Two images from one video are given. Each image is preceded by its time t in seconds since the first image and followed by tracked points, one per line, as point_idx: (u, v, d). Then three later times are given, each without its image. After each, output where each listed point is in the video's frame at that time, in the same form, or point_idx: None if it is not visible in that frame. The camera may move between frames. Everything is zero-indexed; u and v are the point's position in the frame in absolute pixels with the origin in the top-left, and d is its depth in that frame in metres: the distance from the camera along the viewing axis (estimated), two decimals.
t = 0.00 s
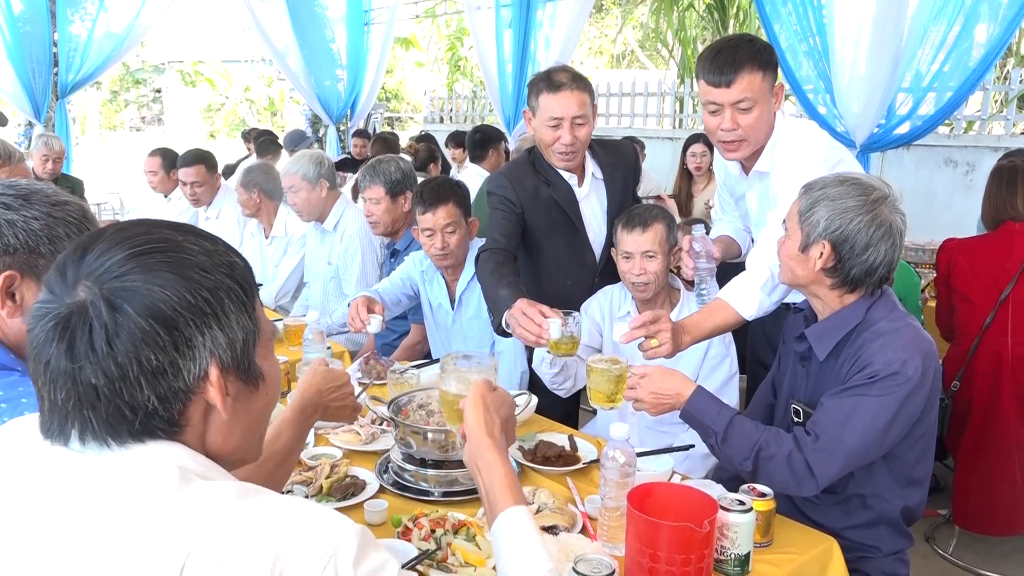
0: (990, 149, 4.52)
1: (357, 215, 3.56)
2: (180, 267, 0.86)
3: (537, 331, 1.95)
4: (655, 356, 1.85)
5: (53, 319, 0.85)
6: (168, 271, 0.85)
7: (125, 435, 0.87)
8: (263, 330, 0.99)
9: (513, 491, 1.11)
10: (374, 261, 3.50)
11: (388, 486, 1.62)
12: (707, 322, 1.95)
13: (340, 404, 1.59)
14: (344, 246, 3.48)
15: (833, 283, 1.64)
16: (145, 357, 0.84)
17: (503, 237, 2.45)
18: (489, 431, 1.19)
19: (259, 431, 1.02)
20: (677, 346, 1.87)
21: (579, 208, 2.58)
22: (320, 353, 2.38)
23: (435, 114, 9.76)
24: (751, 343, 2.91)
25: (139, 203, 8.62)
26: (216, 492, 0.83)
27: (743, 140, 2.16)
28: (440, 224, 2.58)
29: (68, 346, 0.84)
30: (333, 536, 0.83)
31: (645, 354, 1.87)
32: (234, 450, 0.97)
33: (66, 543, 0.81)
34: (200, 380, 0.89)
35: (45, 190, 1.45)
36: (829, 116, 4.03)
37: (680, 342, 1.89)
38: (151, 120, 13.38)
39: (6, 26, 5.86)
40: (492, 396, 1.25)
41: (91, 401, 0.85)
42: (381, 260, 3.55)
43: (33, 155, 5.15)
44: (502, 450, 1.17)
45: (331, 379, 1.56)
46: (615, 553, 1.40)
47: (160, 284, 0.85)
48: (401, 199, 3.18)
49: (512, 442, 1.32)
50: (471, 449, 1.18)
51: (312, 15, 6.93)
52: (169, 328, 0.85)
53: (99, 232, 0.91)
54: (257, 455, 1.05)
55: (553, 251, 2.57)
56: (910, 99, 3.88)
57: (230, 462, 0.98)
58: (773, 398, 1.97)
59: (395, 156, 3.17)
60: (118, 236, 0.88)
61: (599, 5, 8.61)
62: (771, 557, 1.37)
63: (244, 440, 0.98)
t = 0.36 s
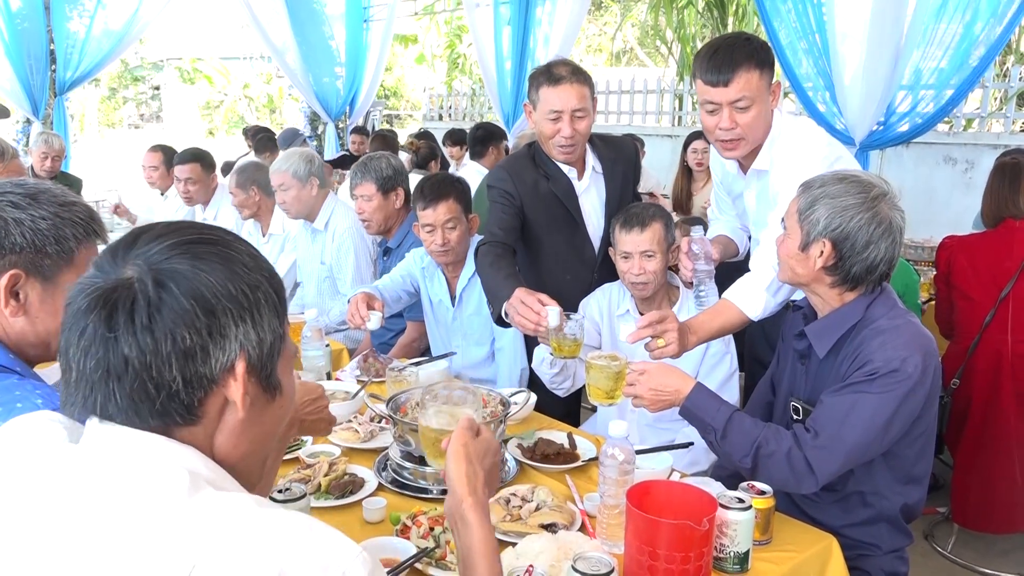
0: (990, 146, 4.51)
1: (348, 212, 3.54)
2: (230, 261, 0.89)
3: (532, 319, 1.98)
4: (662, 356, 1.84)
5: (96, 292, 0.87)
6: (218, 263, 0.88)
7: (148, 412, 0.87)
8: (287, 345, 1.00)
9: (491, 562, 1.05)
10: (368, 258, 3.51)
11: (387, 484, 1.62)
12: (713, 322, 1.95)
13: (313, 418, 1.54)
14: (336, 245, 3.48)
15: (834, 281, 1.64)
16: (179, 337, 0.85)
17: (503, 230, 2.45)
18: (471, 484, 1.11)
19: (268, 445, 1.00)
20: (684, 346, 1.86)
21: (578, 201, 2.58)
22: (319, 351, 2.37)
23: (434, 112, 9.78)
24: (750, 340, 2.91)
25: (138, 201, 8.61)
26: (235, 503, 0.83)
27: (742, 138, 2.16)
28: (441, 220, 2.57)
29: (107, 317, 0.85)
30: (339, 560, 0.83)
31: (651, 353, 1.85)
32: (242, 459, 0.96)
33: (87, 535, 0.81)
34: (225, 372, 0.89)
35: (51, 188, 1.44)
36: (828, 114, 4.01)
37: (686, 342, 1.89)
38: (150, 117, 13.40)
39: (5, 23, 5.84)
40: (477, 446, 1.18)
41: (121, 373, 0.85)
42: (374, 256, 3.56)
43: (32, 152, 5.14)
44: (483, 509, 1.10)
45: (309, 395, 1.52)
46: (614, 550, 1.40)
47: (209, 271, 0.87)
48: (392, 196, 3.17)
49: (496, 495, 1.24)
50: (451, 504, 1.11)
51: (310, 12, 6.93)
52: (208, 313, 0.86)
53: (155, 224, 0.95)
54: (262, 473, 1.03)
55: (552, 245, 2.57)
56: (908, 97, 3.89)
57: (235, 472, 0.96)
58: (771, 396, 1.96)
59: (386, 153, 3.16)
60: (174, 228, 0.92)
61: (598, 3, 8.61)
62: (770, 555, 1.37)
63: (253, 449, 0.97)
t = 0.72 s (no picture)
0: (989, 141, 4.50)
1: (341, 206, 3.57)
2: (261, 260, 0.91)
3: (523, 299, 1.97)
4: (675, 356, 1.83)
5: (129, 280, 0.88)
6: (250, 260, 0.90)
7: (170, 401, 0.87)
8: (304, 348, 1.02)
9: None
10: (361, 251, 3.56)
11: (384, 478, 1.61)
12: (724, 321, 1.95)
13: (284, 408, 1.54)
14: (331, 238, 3.51)
15: (835, 278, 1.63)
16: (207, 329, 0.86)
17: (506, 219, 2.46)
18: (439, 545, 1.07)
19: (279, 446, 1.01)
20: (695, 344, 1.86)
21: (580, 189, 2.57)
22: (317, 344, 2.36)
23: (432, 107, 9.49)
24: (749, 335, 2.91)
25: (135, 196, 8.60)
26: (245, 506, 0.81)
27: (742, 135, 2.15)
28: (443, 212, 2.57)
29: (138, 305, 0.86)
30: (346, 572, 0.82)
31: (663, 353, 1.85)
32: (252, 460, 0.96)
33: (103, 532, 0.79)
34: (247, 367, 0.90)
35: (53, 185, 1.42)
36: (827, 109, 3.99)
37: (698, 341, 1.88)
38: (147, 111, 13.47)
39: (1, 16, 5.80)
40: (450, 495, 1.13)
41: (146, 361, 0.86)
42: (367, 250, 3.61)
43: (29, 145, 5.11)
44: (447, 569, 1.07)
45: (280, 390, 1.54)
46: (612, 546, 1.39)
47: (241, 266, 0.89)
48: (383, 192, 3.15)
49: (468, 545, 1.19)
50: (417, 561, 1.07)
51: (309, 6, 6.88)
52: (237, 308, 0.87)
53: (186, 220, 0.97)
54: (267, 479, 1.03)
55: (555, 234, 2.56)
56: (907, 91, 3.88)
57: (243, 473, 0.96)
58: (770, 391, 1.96)
59: (373, 148, 3.13)
60: (207, 225, 0.94)
61: None
62: (768, 550, 1.37)
63: (264, 452, 0.98)
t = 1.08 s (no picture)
0: (987, 140, 4.50)
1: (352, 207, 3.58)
2: (274, 262, 0.91)
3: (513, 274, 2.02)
4: (678, 345, 1.85)
5: (141, 276, 0.87)
6: (263, 261, 0.90)
7: (177, 399, 0.86)
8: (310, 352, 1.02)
9: None
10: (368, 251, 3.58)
11: (381, 477, 1.61)
12: (729, 314, 1.94)
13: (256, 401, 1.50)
14: (340, 234, 3.52)
15: (831, 276, 1.63)
16: (216, 326, 0.85)
17: (516, 208, 2.52)
18: (414, 564, 1.06)
19: (284, 449, 1.00)
20: (700, 335, 1.86)
21: (593, 182, 2.60)
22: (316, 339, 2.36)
23: (432, 105, 9.48)
24: (749, 334, 2.90)
25: (133, 194, 8.58)
26: (251, 509, 0.81)
27: (738, 127, 2.14)
28: (447, 208, 2.56)
29: (149, 301, 0.86)
30: None
31: (667, 343, 1.86)
32: (257, 462, 0.96)
33: (113, 530, 0.79)
34: (255, 368, 0.89)
35: (51, 182, 1.41)
36: (826, 108, 3.98)
37: (703, 333, 1.89)
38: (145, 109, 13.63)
39: None
40: (432, 512, 1.12)
41: (156, 358, 0.85)
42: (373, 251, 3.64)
43: (27, 142, 5.10)
44: None
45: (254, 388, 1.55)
46: (610, 545, 1.38)
47: (254, 266, 0.89)
48: (381, 190, 3.13)
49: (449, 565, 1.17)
50: None
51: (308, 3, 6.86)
52: (248, 307, 0.87)
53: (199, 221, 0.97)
54: (269, 483, 1.02)
55: (564, 225, 2.59)
56: (906, 90, 3.88)
57: (247, 475, 0.96)
58: (769, 391, 1.96)
59: (370, 147, 3.11)
60: (220, 225, 0.94)
61: None
62: (766, 549, 1.37)
63: (269, 454, 0.97)
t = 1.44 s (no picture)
0: (986, 138, 4.51)
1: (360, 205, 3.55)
2: (276, 259, 0.91)
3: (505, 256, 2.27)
4: (683, 343, 1.84)
5: (145, 275, 0.88)
6: (265, 258, 0.90)
7: (182, 398, 0.87)
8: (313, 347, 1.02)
9: None
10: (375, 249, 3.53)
11: (381, 475, 1.61)
12: (735, 311, 1.95)
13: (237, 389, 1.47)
14: (346, 230, 3.49)
15: (832, 273, 1.63)
16: (220, 325, 0.86)
17: (535, 198, 2.69)
18: None
19: (288, 445, 1.00)
20: (704, 334, 1.86)
21: (614, 178, 2.74)
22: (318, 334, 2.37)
23: (431, 103, 9.52)
24: (749, 332, 2.90)
25: (132, 194, 8.58)
26: (259, 508, 0.81)
27: (735, 120, 2.13)
28: (454, 206, 2.56)
29: (153, 300, 0.86)
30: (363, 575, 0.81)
31: (672, 340, 1.86)
32: (261, 459, 0.96)
33: (116, 531, 0.79)
34: (258, 366, 0.89)
35: (61, 183, 1.42)
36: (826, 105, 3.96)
37: (707, 330, 1.89)
38: (144, 108, 13.76)
39: None
40: (420, 537, 1.09)
41: (160, 357, 0.86)
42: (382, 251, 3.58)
43: (27, 142, 5.10)
44: None
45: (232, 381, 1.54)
46: (609, 543, 1.38)
47: (255, 264, 0.89)
48: (387, 188, 3.14)
49: None
50: None
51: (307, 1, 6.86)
52: (251, 306, 0.87)
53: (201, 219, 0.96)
54: (273, 481, 1.02)
55: (582, 217, 2.75)
56: (905, 87, 3.88)
57: (252, 473, 0.96)
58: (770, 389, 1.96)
59: (377, 145, 3.10)
60: (223, 223, 0.94)
61: None
62: (765, 547, 1.37)
63: (274, 451, 0.97)
